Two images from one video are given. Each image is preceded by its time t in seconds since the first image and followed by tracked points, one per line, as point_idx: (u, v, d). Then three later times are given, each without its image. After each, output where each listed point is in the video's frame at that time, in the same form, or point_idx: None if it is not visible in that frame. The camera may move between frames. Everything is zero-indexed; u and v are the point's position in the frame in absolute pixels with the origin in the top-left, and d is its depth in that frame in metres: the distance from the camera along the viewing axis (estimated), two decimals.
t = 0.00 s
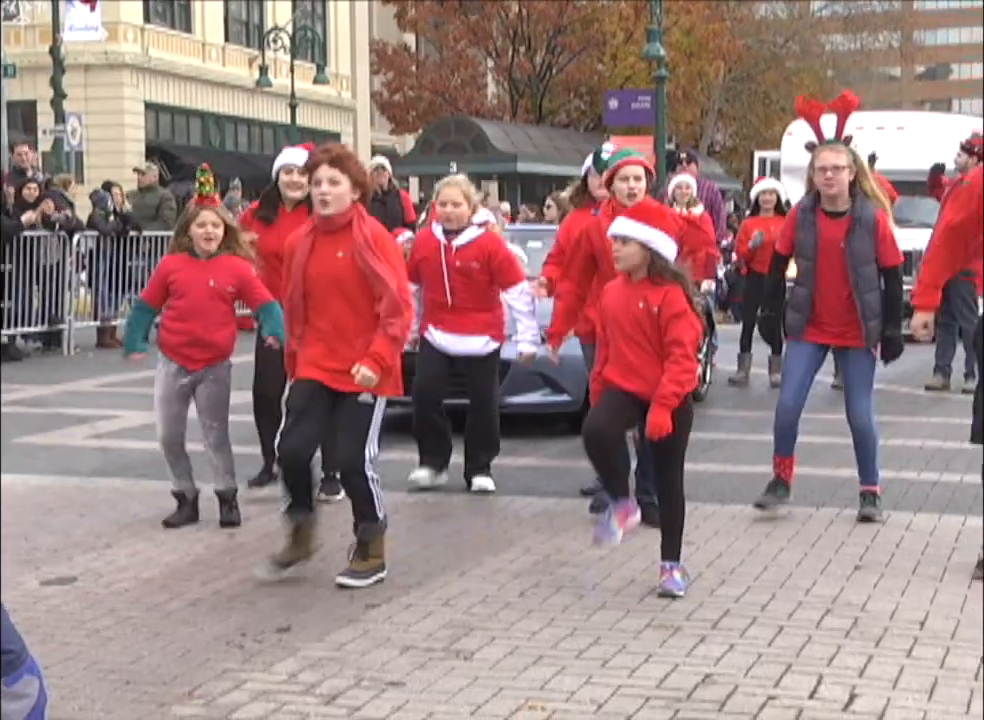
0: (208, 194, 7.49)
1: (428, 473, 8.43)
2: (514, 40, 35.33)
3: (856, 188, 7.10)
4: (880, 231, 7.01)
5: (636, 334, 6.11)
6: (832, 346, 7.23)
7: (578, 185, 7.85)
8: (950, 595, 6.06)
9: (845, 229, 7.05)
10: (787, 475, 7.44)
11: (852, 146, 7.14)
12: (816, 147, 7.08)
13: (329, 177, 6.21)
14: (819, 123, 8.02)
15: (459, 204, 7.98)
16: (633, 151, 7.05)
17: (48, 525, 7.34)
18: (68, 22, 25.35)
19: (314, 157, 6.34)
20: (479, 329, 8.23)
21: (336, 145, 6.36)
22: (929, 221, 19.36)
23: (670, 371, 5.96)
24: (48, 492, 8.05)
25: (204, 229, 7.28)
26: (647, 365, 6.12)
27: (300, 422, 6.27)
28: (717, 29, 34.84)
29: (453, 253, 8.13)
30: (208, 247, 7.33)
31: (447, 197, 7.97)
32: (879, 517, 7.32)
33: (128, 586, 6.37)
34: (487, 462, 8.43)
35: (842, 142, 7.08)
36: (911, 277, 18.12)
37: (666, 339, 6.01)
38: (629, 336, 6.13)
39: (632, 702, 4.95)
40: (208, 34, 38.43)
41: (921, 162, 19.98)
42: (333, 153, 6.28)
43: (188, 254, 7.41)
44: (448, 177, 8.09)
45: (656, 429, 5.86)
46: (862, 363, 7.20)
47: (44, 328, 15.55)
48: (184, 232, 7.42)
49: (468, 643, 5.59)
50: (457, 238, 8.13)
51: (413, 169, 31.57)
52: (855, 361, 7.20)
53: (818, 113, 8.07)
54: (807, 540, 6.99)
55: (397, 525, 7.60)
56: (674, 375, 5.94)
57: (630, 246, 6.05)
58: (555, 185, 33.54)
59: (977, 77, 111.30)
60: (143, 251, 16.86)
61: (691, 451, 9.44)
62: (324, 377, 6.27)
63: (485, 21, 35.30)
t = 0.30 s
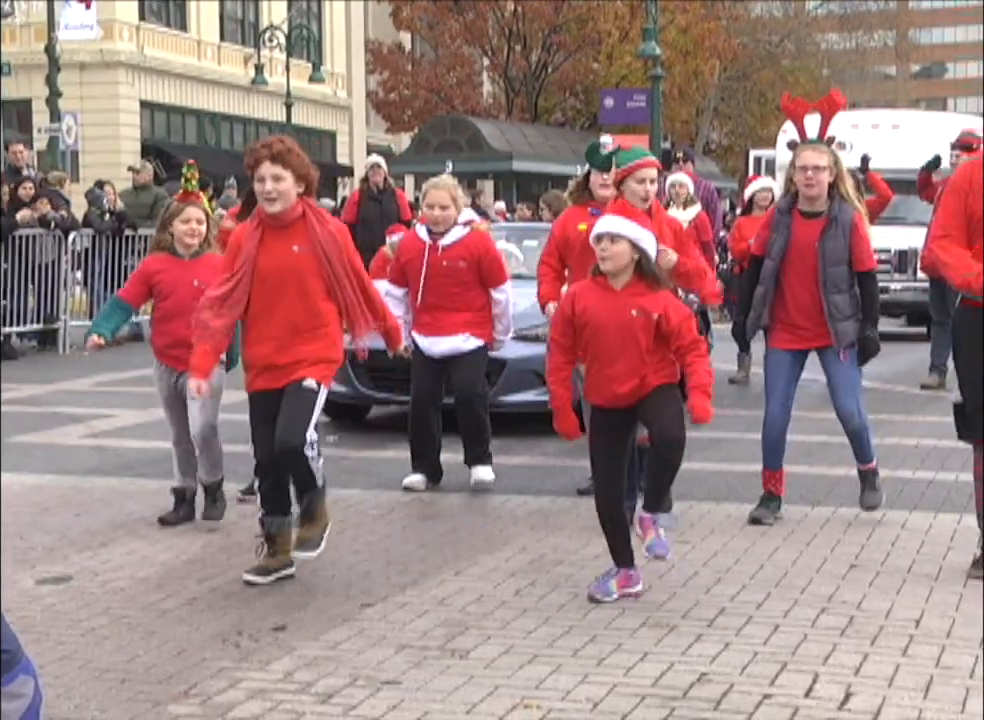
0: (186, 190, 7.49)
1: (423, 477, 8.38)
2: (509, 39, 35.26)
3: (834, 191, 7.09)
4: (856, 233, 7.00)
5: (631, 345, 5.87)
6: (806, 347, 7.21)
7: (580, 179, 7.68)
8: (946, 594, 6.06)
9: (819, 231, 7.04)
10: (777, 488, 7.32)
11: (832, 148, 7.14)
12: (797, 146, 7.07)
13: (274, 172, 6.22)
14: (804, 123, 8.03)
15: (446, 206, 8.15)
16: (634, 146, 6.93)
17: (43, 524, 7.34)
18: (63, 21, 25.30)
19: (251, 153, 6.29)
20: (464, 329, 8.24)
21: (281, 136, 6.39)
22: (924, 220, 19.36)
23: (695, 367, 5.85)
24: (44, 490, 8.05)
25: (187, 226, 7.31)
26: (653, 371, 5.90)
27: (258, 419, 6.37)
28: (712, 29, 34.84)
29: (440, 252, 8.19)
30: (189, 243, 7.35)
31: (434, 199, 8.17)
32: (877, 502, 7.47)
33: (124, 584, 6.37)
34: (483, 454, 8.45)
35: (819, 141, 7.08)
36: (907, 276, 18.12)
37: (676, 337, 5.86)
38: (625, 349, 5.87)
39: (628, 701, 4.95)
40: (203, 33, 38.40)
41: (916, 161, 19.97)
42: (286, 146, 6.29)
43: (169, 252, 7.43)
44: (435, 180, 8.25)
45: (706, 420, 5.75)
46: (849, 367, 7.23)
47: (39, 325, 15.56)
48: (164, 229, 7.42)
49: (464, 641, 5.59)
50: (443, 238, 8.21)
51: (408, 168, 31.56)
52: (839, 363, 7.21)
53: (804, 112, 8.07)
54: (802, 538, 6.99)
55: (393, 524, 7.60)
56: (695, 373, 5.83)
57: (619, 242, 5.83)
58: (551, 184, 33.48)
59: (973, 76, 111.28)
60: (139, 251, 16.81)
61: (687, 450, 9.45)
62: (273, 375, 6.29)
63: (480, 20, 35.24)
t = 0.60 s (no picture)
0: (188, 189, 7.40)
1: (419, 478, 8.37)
2: (509, 39, 35.21)
3: (854, 194, 6.98)
4: (882, 237, 6.94)
5: (642, 356, 5.66)
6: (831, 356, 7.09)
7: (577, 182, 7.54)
8: (946, 593, 6.06)
9: (846, 236, 6.96)
10: (777, 485, 7.34)
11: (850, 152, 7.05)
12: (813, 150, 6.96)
13: (236, 168, 6.02)
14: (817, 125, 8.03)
15: (439, 198, 8.10)
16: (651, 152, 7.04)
17: (44, 524, 7.34)
18: (63, 20, 25.26)
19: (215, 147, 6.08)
20: (468, 329, 8.20)
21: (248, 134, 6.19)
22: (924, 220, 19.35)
23: (706, 377, 5.68)
24: (44, 490, 8.05)
25: (186, 227, 7.27)
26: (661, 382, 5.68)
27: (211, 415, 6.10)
28: (713, 29, 34.80)
29: (444, 246, 8.16)
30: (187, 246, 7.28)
31: (428, 193, 8.14)
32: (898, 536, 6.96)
33: (124, 584, 6.37)
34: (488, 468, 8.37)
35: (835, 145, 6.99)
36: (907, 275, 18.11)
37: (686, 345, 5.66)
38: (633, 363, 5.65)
39: (628, 700, 4.95)
40: (203, 33, 38.42)
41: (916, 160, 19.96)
42: (247, 141, 6.10)
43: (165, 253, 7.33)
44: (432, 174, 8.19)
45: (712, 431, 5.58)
46: (870, 374, 7.07)
47: (39, 324, 15.57)
48: (163, 231, 7.37)
49: (464, 641, 5.59)
50: (446, 233, 8.16)
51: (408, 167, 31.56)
52: (861, 369, 7.04)
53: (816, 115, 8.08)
54: (803, 538, 6.98)
55: (394, 524, 7.60)
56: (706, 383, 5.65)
57: (619, 252, 5.68)
58: (551, 184, 33.44)
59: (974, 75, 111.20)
60: (138, 250, 16.76)
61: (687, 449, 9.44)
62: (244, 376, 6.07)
63: (480, 20, 35.22)
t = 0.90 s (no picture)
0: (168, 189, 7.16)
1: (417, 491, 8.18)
2: (509, 38, 35.26)
3: (851, 191, 6.93)
4: (872, 235, 6.84)
5: (590, 354, 5.55)
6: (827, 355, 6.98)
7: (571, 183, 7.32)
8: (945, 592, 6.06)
9: (836, 234, 6.88)
10: (786, 499, 7.08)
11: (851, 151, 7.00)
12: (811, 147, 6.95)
13: (199, 172, 5.84)
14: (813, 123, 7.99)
15: (423, 189, 7.99)
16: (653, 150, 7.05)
17: (43, 523, 7.33)
18: (64, 18, 25.23)
19: (182, 153, 5.95)
20: (451, 325, 8.08)
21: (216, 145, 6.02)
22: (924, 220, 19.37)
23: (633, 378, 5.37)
24: (44, 490, 8.05)
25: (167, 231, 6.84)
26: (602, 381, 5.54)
27: (163, 428, 5.88)
28: (712, 27, 34.79)
29: (424, 238, 8.06)
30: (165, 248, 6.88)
31: (412, 185, 8.02)
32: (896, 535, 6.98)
33: (123, 583, 6.37)
34: (480, 467, 8.41)
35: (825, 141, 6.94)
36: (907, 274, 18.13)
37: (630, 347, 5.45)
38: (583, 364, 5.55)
39: (628, 699, 4.96)
40: (203, 32, 38.44)
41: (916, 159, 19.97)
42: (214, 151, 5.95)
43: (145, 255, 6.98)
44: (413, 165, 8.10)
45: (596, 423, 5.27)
46: (868, 375, 6.97)
47: (40, 324, 15.58)
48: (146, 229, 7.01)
49: (463, 640, 5.59)
50: (427, 225, 8.06)
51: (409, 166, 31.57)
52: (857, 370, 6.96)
53: (811, 112, 8.06)
54: (801, 538, 6.99)
55: (393, 523, 7.60)
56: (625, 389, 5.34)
57: (593, 258, 5.51)
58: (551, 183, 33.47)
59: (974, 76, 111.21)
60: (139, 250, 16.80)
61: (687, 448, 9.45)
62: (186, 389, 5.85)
63: (480, 20, 35.26)
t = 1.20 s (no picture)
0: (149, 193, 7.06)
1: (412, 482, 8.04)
2: (509, 37, 35.30)
3: (832, 200, 7.00)
4: (858, 240, 6.90)
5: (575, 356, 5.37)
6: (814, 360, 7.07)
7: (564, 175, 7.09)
8: (941, 586, 6.12)
9: (820, 241, 6.96)
10: (786, 499, 7.10)
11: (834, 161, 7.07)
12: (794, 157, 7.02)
13: (201, 186, 5.85)
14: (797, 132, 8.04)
15: (417, 190, 8.12)
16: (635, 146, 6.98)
17: (48, 518, 7.38)
18: (67, 18, 25.23)
19: (181, 161, 5.92)
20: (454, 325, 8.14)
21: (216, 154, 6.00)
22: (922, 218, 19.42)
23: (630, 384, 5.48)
24: (49, 485, 8.10)
25: (146, 228, 6.80)
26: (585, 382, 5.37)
27: (167, 429, 5.90)
28: (711, 26, 34.77)
29: (422, 241, 8.12)
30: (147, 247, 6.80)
31: (407, 185, 8.19)
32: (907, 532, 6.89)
33: (127, 578, 6.42)
34: (480, 465, 8.41)
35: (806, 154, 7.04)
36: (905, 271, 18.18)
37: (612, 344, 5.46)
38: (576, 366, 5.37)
39: (628, 692, 5.01)
40: (205, 30, 38.46)
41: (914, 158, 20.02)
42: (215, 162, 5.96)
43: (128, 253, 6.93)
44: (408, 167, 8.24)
45: (618, 433, 5.32)
46: (869, 363, 7.04)
47: (43, 322, 15.63)
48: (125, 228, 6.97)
49: (464, 634, 5.65)
50: (423, 227, 8.13)
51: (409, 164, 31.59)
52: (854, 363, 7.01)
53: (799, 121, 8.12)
54: (799, 533, 7.04)
55: (395, 518, 7.66)
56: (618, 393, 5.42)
57: (557, 251, 5.45)
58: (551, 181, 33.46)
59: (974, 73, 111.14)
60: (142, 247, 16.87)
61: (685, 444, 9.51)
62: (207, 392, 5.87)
63: (480, 20, 35.27)
